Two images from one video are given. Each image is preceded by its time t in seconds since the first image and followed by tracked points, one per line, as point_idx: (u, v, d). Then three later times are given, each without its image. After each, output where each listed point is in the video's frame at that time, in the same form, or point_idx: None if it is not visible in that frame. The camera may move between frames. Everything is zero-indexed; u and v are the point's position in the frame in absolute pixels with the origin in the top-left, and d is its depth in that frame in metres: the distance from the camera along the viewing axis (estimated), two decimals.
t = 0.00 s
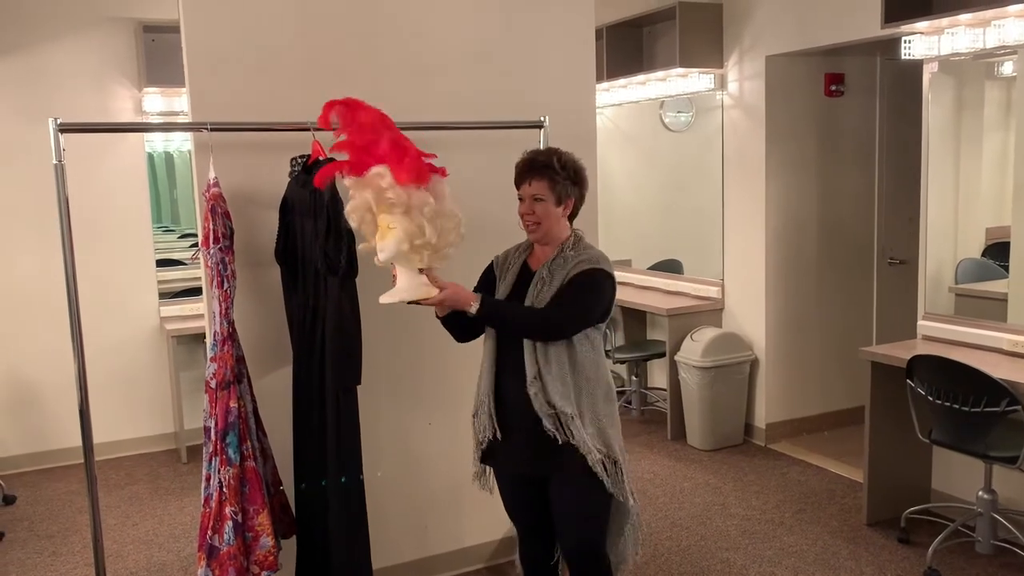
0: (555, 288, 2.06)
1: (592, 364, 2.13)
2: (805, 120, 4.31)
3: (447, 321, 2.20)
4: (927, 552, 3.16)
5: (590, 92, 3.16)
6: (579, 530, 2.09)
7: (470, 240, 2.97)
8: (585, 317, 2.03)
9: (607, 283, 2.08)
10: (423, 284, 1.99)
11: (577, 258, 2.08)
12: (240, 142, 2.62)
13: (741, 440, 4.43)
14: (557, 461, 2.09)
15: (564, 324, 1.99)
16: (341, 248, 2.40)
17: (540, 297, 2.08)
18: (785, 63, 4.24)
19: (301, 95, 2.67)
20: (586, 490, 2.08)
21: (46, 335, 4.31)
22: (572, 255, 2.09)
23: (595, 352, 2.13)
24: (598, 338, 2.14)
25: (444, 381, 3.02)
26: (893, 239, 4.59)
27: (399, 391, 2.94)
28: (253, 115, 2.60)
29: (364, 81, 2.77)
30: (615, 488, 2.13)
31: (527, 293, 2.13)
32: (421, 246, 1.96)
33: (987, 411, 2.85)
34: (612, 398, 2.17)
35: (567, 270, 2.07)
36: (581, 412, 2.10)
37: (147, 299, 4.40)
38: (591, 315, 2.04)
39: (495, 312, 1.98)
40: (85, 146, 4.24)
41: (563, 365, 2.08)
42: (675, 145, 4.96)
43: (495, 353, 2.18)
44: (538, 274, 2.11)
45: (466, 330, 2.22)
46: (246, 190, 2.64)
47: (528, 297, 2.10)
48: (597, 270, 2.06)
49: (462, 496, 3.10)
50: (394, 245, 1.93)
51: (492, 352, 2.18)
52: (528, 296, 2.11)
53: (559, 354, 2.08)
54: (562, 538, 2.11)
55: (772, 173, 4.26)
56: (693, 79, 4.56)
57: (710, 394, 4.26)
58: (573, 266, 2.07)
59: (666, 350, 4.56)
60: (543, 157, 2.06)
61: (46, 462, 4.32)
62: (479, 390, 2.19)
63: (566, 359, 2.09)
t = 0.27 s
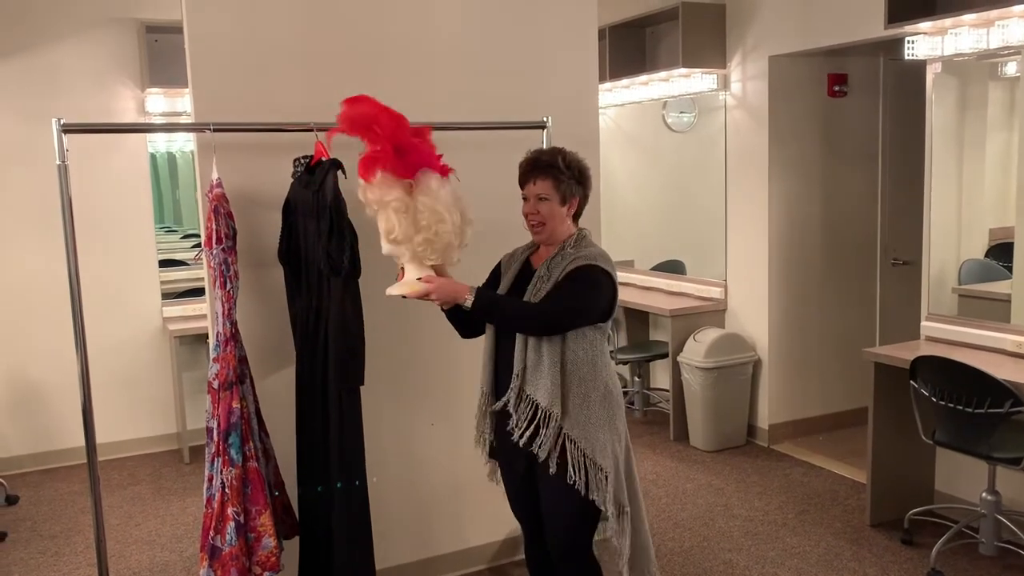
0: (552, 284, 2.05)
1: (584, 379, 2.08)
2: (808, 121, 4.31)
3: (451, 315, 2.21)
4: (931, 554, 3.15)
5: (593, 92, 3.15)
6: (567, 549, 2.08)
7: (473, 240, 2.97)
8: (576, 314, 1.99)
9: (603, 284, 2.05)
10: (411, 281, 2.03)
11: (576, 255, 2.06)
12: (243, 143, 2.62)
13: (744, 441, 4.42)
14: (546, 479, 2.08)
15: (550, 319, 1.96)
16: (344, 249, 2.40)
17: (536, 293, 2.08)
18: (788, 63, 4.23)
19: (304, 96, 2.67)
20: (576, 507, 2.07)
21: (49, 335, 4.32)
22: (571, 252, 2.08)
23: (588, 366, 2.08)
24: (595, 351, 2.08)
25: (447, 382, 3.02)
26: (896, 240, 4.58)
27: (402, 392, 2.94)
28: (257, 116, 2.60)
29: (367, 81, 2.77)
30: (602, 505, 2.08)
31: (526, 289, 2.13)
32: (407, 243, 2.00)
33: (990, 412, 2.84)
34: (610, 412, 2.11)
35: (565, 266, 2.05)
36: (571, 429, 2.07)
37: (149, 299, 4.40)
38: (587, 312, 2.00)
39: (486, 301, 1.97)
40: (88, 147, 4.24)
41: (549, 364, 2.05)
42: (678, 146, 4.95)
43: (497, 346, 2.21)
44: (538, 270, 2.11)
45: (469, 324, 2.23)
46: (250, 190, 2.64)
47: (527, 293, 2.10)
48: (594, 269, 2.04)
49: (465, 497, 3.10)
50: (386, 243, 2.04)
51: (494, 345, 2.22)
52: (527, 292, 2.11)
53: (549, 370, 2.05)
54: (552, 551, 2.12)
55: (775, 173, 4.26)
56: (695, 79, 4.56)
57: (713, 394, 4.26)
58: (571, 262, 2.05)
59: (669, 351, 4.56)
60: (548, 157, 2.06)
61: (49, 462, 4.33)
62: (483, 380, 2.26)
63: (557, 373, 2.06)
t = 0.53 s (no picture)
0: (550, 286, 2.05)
1: (583, 382, 2.07)
2: (811, 121, 4.31)
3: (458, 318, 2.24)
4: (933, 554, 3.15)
5: (596, 92, 3.15)
6: (572, 550, 2.12)
7: (476, 240, 2.97)
8: (568, 314, 1.99)
9: (600, 281, 2.02)
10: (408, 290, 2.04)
11: (575, 256, 2.05)
12: (246, 142, 2.62)
13: (746, 441, 4.42)
14: (548, 483, 2.10)
15: (539, 321, 1.98)
16: (347, 249, 2.40)
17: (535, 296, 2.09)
18: (791, 63, 4.23)
19: (307, 96, 2.67)
20: (579, 510, 2.09)
21: (52, 335, 4.32)
22: (572, 253, 2.07)
23: (587, 368, 2.07)
24: (594, 353, 2.07)
25: (450, 381, 3.02)
26: (899, 240, 4.58)
27: (405, 391, 2.94)
28: (260, 116, 2.60)
29: (370, 82, 2.77)
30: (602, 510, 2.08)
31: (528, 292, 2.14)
32: (400, 253, 2.00)
33: (993, 412, 2.84)
34: (611, 414, 2.10)
35: (564, 268, 2.05)
36: (571, 434, 2.07)
37: (152, 299, 4.40)
38: (585, 314, 2.00)
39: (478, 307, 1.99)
40: (91, 146, 4.25)
41: (549, 367, 2.05)
42: (680, 146, 4.95)
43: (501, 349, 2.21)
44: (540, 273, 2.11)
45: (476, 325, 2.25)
46: (253, 190, 2.64)
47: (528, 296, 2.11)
48: (590, 266, 2.02)
49: (467, 497, 3.10)
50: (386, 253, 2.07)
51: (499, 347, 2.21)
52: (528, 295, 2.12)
53: (546, 375, 2.05)
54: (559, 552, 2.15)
55: (777, 173, 4.26)
56: (698, 79, 4.56)
57: (715, 394, 4.26)
58: (569, 264, 2.05)
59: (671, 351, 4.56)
60: (557, 157, 2.05)
61: (51, 462, 4.34)
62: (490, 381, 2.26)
63: (555, 377, 2.06)
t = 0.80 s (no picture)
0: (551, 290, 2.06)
1: (586, 387, 2.07)
2: (812, 121, 4.31)
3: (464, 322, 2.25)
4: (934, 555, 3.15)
5: (597, 91, 3.15)
6: (576, 555, 2.11)
7: (477, 240, 2.97)
8: (568, 319, 1.98)
9: (601, 284, 2.02)
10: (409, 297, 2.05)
11: (576, 258, 2.06)
12: (247, 142, 2.62)
13: (748, 441, 4.42)
14: (551, 489, 2.10)
15: (540, 327, 1.98)
16: (348, 250, 2.40)
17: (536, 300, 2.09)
18: (792, 63, 4.23)
19: (308, 96, 2.68)
20: (583, 516, 2.08)
21: (53, 335, 4.32)
22: (573, 257, 2.07)
23: (590, 373, 2.07)
24: (596, 357, 2.07)
25: (451, 381, 3.02)
26: (901, 240, 4.57)
27: (406, 391, 2.94)
28: (261, 116, 2.61)
29: (371, 82, 2.77)
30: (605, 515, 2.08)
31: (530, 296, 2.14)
32: (399, 262, 2.01)
33: (995, 412, 2.83)
34: (614, 418, 2.10)
35: (564, 272, 2.06)
36: (574, 439, 2.07)
37: (154, 299, 4.41)
38: (586, 318, 2.00)
39: (476, 313, 1.99)
40: (93, 146, 4.26)
41: (551, 372, 2.05)
42: (682, 146, 4.95)
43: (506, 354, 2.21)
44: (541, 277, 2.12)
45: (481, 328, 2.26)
46: (254, 190, 2.65)
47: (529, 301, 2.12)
48: (590, 269, 2.02)
49: (468, 496, 3.10)
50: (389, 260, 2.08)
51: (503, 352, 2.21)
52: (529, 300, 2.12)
53: (548, 381, 2.05)
54: (563, 557, 2.15)
55: (778, 173, 4.25)
56: (700, 79, 4.56)
57: (716, 394, 4.26)
58: (570, 267, 2.05)
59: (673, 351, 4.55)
60: (563, 159, 2.05)
61: (53, 462, 4.34)
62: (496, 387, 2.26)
63: (558, 382, 2.06)
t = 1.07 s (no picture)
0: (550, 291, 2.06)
1: (585, 389, 2.07)
2: (812, 121, 4.31)
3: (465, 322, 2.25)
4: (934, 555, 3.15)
5: (597, 91, 3.15)
6: (575, 558, 2.11)
7: (477, 241, 2.97)
8: (568, 321, 1.98)
9: (600, 285, 2.02)
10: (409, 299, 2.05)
11: (576, 259, 2.05)
12: (247, 142, 2.62)
13: (748, 441, 4.42)
14: (551, 491, 2.10)
15: (539, 330, 1.98)
16: (348, 250, 2.40)
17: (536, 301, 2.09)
18: (792, 63, 4.23)
19: (308, 96, 2.68)
20: (581, 518, 2.08)
21: (53, 335, 4.32)
22: (573, 258, 2.06)
23: (589, 375, 2.07)
24: (596, 359, 2.07)
25: (451, 382, 3.02)
26: (901, 240, 4.57)
27: (406, 392, 2.94)
28: (261, 117, 2.61)
29: (372, 82, 2.77)
30: (604, 518, 2.08)
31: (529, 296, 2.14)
32: (397, 263, 2.01)
33: (995, 412, 2.83)
34: (614, 421, 2.10)
35: (565, 272, 2.05)
36: (574, 441, 2.07)
37: (154, 299, 4.41)
38: (586, 319, 2.00)
39: (475, 316, 1.99)
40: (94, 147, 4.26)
41: (551, 374, 2.05)
42: (682, 146, 4.95)
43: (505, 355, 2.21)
44: (540, 277, 2.11)
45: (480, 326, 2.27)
46: (254, 190, 2.65)
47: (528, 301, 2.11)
48: (590, 270, 2.02)
49: (469, 497, 3.10)
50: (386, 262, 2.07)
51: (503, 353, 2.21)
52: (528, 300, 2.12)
53: (548, 383, 2.05)
54: (563, 559, 2.15)
55: (779, 173, 4.25)
56: (700, 79, 4.56)
57: (716, 395, 4.25)
58: (570, 267, 2.05)
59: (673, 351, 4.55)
60: (560, 160, 2.04)
61: (53, 462, 4.34)
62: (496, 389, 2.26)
63: (557, 385, 2.06)
